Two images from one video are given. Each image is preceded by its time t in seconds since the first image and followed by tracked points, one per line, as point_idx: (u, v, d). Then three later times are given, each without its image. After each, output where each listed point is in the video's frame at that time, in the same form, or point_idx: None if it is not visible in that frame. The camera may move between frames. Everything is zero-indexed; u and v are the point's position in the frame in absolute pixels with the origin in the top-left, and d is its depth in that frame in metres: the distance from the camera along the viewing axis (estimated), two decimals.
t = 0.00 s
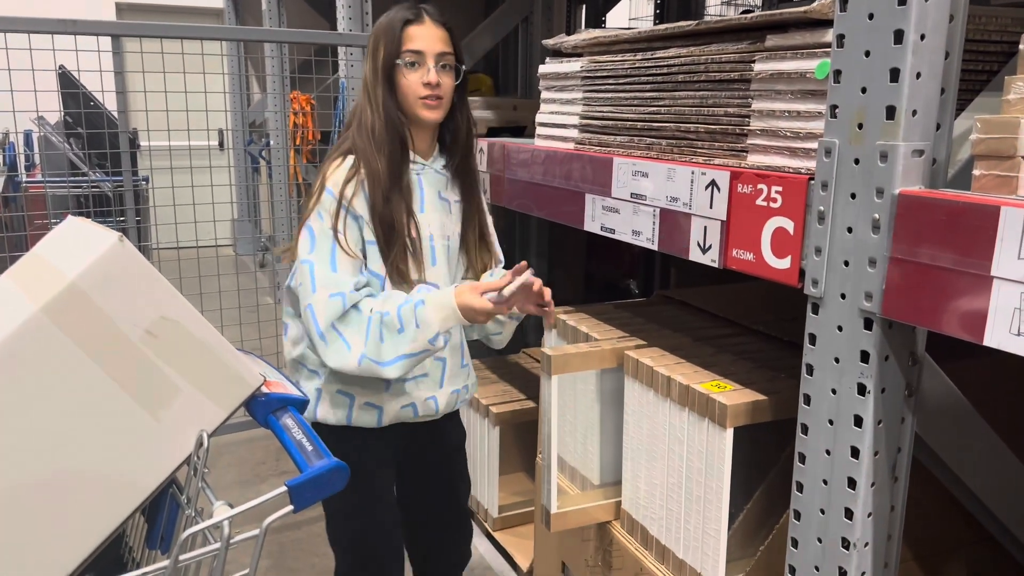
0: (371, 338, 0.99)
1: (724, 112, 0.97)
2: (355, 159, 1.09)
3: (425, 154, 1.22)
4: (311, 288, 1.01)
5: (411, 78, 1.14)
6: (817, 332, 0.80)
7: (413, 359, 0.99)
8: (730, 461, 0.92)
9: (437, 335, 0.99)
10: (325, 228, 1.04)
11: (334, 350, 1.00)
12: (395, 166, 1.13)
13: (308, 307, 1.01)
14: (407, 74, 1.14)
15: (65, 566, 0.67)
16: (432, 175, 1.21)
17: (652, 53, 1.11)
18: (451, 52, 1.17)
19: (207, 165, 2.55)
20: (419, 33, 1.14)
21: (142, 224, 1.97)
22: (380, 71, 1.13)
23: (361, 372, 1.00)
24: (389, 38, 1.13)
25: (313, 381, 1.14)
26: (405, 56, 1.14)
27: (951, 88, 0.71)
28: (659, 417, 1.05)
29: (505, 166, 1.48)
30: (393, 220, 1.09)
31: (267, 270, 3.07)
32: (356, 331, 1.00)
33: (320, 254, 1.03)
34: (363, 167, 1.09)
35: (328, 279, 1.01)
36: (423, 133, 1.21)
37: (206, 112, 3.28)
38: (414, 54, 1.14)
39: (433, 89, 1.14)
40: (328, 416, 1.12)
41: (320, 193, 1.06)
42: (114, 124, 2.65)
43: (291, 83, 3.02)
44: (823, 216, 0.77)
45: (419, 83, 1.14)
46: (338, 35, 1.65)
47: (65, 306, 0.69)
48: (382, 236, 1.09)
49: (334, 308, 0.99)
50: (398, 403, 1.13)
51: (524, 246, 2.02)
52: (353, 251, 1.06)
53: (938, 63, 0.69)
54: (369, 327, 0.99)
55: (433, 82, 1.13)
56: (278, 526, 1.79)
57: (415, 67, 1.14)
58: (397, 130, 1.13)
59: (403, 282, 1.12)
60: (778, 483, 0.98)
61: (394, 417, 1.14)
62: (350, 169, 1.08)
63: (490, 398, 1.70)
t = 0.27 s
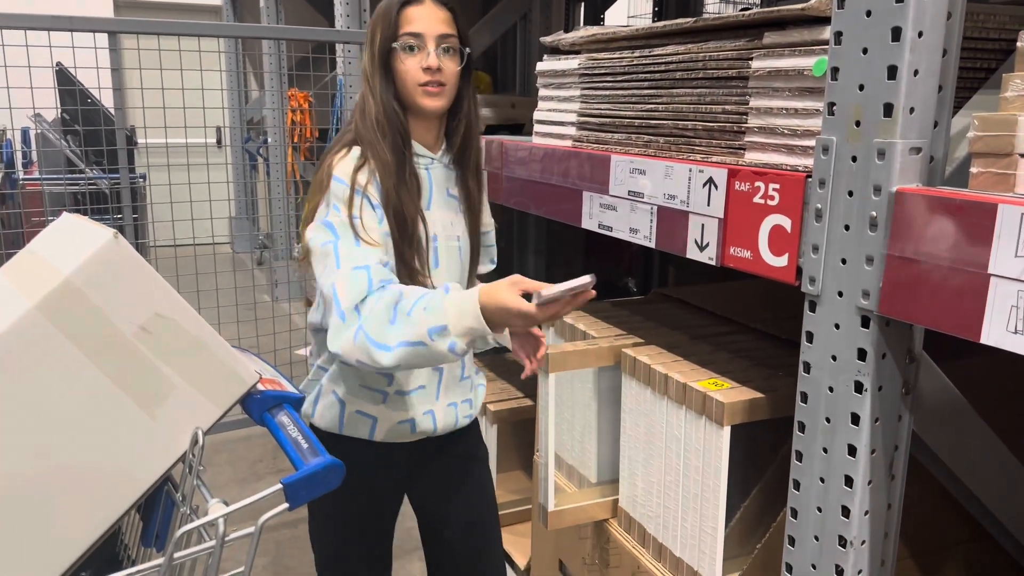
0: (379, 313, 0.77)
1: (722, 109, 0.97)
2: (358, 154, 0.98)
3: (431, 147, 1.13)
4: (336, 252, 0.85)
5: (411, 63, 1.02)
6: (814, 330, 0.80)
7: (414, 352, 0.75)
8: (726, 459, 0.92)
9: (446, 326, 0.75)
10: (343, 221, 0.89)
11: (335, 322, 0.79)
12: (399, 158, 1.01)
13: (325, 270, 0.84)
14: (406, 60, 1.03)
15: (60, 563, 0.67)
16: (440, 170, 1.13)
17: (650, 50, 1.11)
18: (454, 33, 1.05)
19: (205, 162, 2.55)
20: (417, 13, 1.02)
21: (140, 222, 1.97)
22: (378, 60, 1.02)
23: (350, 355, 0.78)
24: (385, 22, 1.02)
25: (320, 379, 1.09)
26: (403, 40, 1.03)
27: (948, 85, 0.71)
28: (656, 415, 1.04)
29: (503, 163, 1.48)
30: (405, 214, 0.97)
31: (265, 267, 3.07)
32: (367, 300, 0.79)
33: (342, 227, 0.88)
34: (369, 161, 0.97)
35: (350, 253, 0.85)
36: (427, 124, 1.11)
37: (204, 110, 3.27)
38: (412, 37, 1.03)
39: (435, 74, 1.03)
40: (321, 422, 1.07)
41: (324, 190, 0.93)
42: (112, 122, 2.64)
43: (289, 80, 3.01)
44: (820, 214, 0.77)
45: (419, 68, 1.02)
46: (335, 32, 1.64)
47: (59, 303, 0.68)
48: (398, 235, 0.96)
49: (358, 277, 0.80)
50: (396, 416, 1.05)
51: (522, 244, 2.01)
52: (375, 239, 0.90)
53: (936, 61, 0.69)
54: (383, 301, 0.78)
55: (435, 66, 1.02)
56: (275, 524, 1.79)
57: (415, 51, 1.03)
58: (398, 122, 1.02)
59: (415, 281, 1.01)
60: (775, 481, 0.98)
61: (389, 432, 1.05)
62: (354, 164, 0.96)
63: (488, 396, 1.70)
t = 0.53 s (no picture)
0: (432, 325, 0.66)
1: (721, 107, 0.97)
2: (402, 162, 0.86)
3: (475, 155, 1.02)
4: (385, 259, 0.74)
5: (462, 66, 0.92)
6: (812, 328, 0.80)
7: (462, 376, 0.63)
8: (725, 457, 0.92)
9: (501, 348, 0.62)
10: (397, 236, 0.77)
11: (387, 334, 0.69)
12: (446, 169, 0.90)
13: (377, 278, 0.75)
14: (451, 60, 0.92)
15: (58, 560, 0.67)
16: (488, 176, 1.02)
17: (649, 48, 1.11)
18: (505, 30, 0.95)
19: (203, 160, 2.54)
20: (467, 9, 0.92)
21: (138, 219, 1.96)
22: (424, 61, 0.92)
23: (395, 374, 0.67)
24: (431, 17, 0.91)
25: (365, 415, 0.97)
26: (451, 38, 0.92)
27: (947, 82, 0.71)
28: (654, 413, 1.04)
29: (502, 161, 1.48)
30: (456, 229, 0.85)
31: (264, 265, 3.06)
32: (420, 310, 0.68)
33: (389, 238, 0.76)
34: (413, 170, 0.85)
35: (401, 265, 0.73)
36: (473, 131, 1.00)
37: (202, 107, 3.26)
38: (463, 35, 0.92)
39: (486, 77, 0.92)
40: (367, 465, 0.95)
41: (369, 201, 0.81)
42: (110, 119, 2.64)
43: (288, 77, 3.01)
44: (819, 212, 0.77)
45: (469, 70, 0.92)
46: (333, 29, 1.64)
47: (56, 300, 0.68)
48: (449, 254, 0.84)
49: (416, 284, 0.69)
50: (454, 453, 0.92)
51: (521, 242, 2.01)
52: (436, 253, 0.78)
53: (935, 58, 0.69)
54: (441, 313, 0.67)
55: (487, 69, 0.91)
56: (274, 522, 1.78)
57: (465, 51, 0.92)
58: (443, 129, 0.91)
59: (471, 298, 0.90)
60: (773, 479, 0.98)
61: (444, 473, 0.93)
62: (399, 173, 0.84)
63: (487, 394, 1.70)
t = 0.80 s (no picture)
0: (507, 347, 0.56)
1: (722, 104, 0.96)
2: (451, 154, 0.75)
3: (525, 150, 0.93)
4: (438, 266, 0.64)
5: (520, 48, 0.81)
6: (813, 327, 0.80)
7: (546, 411, 0.54)
8: (725, 455, 0.92)
9: (594, 380, 0.53)
10: (448, 238, 0.66)
11: (446, 356, 0.59)
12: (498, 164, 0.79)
13: (428, 289, 0.65)
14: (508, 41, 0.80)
15: (55, 557, 0.67)
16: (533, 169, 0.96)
17: (650, 45, 1.11)
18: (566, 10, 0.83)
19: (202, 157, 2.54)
20: None
21: (137, 216, 1.96)
22: (476, 37, 0.79)
23: (461, 405, 0.57)
24: None
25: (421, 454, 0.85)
26: (511, 15, 0.80)
27: (949, 80, 0.70)
28: (655, 412, 1.04)
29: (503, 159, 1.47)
30: (512, 230, 0.75)
31: (263, 263, 3.06)
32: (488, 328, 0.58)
33: (440, 242, 0.66)
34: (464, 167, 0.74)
35: (456, 274, 0.63)
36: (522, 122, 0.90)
37: (201, 104, 3.26)
38: (522, 13, 0.80)
39: (546, 65, 0.82)
40: (436, 510, 0.83)
41: (412, 195, 0.70)
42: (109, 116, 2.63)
43: (286, 75, 3.00)
44: (820, 209, 0.76)
45: (528, 55, 0.81)
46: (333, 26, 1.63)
47: (53, 298, 0.68)
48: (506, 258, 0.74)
49: (482, 297, 0.59)
50: (539, 479, 0.82)
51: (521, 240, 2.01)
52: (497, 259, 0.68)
53: (936, 56, 0.68)
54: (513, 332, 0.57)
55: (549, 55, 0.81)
56: (273, 520, 1.78)
57: (525, 32, 0.80)
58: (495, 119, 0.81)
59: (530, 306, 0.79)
60: (773, 478, 0.98)
61: (530, 503, 0.83)
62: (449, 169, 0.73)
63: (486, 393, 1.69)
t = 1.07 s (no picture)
0: (598, 403, 0.50)
1: (723, 103, 0.96)
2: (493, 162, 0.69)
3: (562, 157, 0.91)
4: (496, 296, 0.57)
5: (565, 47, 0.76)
6: (813, 326, 0.80)
7: (659, 481, 0.48)
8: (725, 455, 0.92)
9: (727, 448, 0.47)
10: (501, 263, 0.59)
11: (513, 402, 0.52)
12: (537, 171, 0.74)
13: (485, 322, 0.57)
14: (550, 38, 0.76)
15: (56, 554, 0.67)
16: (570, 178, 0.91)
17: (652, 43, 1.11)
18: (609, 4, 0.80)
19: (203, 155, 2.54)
20: None
21: (137, 214, 1.96)
22: (514, 32, 0.73)
23: (534, 467, 0.51)
24: None
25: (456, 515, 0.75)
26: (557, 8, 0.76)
27: (950, 79, 0.70)
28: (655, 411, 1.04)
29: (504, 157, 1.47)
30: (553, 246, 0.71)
31: (263, 261, 3.05)
32: (568, 376, 0.51)
33: (492, 266, 0.59)
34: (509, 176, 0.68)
35: (519, 301, 0.56)
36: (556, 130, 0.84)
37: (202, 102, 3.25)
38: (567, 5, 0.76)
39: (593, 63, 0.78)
40: None
41: (455, 213, 0.63)
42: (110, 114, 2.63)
43: (287, 73, 3.00)
44: (821, 208, 0.76)
45: (573, 53, 0.77)
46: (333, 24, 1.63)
47: (53, 295, 0.68)
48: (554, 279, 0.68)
49: (555, 333, 0.53)
50: (595, 537, 0.75)
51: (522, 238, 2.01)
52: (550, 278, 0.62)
53: (938, 55, 0.68)
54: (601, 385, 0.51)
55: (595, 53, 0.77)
56: (273, 519, 1.78)
57: (570, 27, 0.76)
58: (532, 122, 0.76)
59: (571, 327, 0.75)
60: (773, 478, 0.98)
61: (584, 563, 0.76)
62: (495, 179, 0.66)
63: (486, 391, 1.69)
